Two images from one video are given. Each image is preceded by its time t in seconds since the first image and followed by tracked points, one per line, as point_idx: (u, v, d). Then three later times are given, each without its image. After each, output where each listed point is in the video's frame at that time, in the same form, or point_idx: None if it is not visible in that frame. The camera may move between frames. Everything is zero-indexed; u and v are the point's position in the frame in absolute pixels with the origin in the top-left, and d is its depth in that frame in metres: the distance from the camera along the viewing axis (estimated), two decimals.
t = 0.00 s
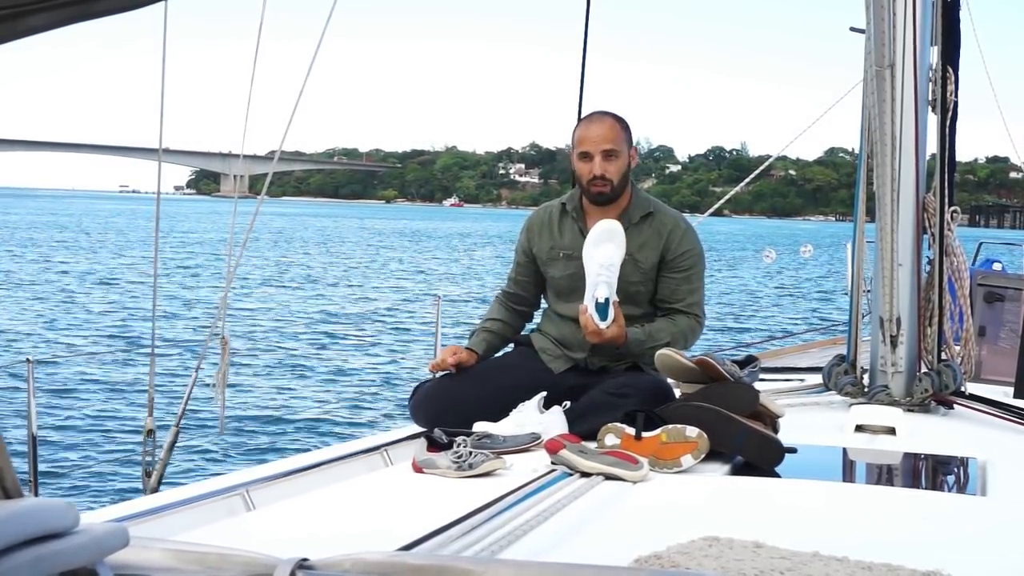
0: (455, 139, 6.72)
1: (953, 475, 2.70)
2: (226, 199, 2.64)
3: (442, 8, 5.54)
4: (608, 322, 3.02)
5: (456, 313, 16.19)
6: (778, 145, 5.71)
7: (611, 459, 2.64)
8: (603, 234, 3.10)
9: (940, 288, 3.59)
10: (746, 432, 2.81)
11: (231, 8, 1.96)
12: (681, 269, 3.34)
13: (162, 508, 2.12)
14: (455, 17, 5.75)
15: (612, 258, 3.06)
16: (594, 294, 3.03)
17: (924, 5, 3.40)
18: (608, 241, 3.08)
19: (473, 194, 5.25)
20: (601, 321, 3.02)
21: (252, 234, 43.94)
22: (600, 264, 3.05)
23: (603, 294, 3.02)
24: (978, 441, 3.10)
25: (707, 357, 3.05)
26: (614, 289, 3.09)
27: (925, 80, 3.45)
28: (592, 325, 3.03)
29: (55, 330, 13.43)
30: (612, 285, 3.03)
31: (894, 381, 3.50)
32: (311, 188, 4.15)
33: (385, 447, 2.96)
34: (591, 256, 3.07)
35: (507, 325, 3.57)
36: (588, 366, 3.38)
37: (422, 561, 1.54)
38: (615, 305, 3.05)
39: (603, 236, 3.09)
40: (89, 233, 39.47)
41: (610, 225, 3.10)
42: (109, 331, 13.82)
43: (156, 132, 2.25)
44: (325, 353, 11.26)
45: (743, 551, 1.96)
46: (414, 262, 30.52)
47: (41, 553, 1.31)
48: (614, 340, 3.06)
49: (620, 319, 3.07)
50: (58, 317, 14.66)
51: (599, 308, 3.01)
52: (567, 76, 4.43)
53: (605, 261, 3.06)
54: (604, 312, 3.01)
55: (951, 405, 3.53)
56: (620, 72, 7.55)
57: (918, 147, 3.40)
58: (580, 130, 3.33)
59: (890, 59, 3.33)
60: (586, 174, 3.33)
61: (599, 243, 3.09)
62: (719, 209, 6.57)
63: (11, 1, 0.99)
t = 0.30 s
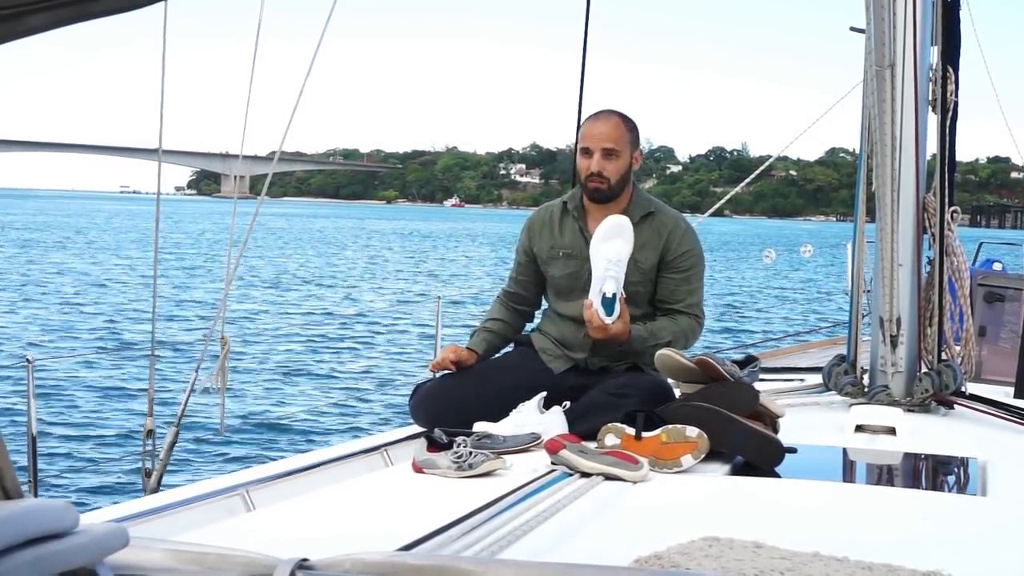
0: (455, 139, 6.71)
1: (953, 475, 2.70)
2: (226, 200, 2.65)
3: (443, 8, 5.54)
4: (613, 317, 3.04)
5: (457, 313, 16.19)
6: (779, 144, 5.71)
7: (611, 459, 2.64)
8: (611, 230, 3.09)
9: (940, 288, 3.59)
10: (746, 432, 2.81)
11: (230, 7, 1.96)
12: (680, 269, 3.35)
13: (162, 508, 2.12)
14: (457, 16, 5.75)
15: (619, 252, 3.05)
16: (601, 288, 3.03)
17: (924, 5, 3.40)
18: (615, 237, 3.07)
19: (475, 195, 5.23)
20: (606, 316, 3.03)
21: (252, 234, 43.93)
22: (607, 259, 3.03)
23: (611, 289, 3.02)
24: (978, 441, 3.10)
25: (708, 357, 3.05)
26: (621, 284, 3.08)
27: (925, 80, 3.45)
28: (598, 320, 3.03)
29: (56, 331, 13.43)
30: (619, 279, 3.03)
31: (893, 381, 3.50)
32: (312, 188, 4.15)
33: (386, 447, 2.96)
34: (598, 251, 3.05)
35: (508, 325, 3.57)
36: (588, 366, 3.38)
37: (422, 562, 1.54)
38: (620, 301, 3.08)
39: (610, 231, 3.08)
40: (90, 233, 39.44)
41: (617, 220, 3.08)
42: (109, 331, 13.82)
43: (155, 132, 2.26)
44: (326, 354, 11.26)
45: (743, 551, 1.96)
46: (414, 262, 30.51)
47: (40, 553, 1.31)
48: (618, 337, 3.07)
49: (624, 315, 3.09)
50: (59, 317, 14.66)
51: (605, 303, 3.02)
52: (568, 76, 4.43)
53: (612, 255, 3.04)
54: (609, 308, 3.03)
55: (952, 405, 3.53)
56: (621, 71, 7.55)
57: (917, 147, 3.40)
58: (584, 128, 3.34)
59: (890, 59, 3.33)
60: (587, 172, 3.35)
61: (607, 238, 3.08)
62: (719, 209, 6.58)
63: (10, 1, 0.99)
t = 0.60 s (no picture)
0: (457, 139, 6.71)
1: (954, 475, 2.70)
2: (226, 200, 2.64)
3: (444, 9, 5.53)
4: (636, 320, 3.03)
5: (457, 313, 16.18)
6: (779, 144, 5.70)
7: (611, 459, 2.64)
8: (637, 230, 3.07)
9: (940, 287, 3.59)
10: (746, 432, 2.80)
11: (232, 7, 1.96)
12: (682, 270, 3.35)
13: (162, 509, 2.12)
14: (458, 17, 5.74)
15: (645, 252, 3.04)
16: (626, 288, 3.00)
17: (924, 5, 3.40)
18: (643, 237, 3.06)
19: (475, 194, 5.22)
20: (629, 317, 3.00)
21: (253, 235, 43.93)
22: (633, 259, 3.01)
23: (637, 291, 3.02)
24: (978, 442, 3.10)
25: (708, 357, 3.05)
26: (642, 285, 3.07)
27: (924, 80, 3.45)
28: (620, 320, 3.00)
29: (56, 331, 13.43)
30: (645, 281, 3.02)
31: (893, 381, 3.50)
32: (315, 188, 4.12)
33: (385, 447, 2.96)
34: (620, 250, 3.02)
35: (506, 324, 3.56)
36: (588, 366, 3.38)
37: (421, 562, 1.54)
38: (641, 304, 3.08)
39: (637, 230, 3.07)
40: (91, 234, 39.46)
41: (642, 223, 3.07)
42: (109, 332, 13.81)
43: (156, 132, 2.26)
44: (326, 354, 11.26)
45: (743, 551, 1.96)
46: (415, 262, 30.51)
47: (39, 554, 1.31)
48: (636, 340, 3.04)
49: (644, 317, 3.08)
50: (59, 318, 14.66)
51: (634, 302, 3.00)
52: (568, 75, 4.42)
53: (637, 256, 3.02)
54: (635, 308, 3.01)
55: (952, 405, 3.53)
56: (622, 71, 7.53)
57: (917, 146, 3.39)
58: (595, 128, 3.33)
59: (890, 58, 3.32)
60: (596, 172, 3.34)
61: (633, 237, 3.06)
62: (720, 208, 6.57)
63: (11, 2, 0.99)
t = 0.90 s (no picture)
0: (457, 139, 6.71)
1: (954, 475, 2.70)
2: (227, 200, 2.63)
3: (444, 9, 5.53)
4: (642, 331, 3.05)
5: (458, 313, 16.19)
6: (781, 144, 5.70)
7: (611, 458, 2.64)
8: (646, 245, 3.07)
9: (940, 287, 3.60)
10: (746, 433, 2.80)
11: (232, 6, 1.96)
12: (688, 276, 3.35)
13: (163, 508, 2.12)
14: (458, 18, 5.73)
15: (657, 266, 3.05)
16: (632, 298, 3.02)
17: (924, 5, 3.40)
18: (651, 252, 3.05)
19: (476, 195, 5.22)
20: (635, 327, 3.04)
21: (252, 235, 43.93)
22: (641, 271, 3.02)
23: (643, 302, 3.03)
24: (977, 441, 3.10)
25: (708, 357, 3.05)
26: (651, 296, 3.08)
27: (924, 80, 3.45)
28: (626, 330, 3.04)
29: (56, 331, 13.43)
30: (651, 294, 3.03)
31: (893, 381, 3.50)
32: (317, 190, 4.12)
33: (385, 447, 2.96)
34: (631, 262, 3.03)
35: (506, 322, 3.57)
36: (588, 367, 3.38)
37: (422, 562, 1.54)
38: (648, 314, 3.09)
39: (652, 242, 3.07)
40: (91, 234, 39.45)
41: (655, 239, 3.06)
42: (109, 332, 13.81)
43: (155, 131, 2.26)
44: (326, 354, 11.25)
45: (742, 551, 1.96)
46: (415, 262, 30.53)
47: (39, 554, 1.31)
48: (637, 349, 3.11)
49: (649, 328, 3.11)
50: (60, 318, 14.67)
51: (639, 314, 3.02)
52: (569, 75, 4.41)
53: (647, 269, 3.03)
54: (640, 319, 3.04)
55: (951, 405, 3.53)
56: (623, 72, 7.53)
57: (917, 146, 3.39)
58: (607, 129, 3.31)
59: (890, 59, 3.30)
60: (605, 175, 3.32)
61: (643, 252, 3.06)
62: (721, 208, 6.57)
63: None
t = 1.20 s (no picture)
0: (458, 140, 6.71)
1: (954, 476, 2.70)
2: (226, 201, 2.60)
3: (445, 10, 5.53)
4: (637, 332, 3.06)
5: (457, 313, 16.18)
6: (782, 144, 5.70)
7: (611, 459, 2.64)
8: (628, 243, 3.08)
9: (940, 287, 3.60)
10: (745, 433, 2.81)
11: (233, 5, 1.96)
12: (689, 277, 3.35)
13: (162, 508, 2.12)
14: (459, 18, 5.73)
15: (641, 265, 3.05)
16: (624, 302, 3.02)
17: (924, 5, 3.40)
18: (633, 250, 3.07)
19: (477, 196, 5.20)
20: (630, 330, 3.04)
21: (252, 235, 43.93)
22: (628, 273, 3.03)
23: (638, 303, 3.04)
24: (978, 441, 3.10)
25: (708, 357, 3.05)
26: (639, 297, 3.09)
27: (925, 80, 3.46)
28: (622, 334, 3.03)
29: (56, 331, 13.43)
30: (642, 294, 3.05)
31: (893, 381, 3.50)
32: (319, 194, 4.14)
33: (385, 447, 2.96)
34: (615, 264, 3.05)
35: (506, 322, 3.57)
36: (588, 368, 3.37)
37: (422, 562, 1.54)
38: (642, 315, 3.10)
39: (631, 243, 3.08)
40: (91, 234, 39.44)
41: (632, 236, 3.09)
42: (109, 333, 13.81)
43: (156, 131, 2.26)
44: (327, 354, 11.25)
45: (742, 551, 1.97)
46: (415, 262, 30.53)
47: (39, 553, 1.31)
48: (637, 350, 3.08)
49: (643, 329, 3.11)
50: (60, 318, 14.66)
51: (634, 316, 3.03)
52: (569, 75, 4.40)
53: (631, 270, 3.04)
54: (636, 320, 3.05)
55: (951, 405, 3.53)
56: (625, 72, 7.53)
57: (917, 146, 3.40)
58: (604, 135, 3.27)
59: (890, 59, 3.31)
60: (604, 181, 3.30)
61: (624, 251, 3.07)
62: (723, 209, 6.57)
63: (11, 1, 0.99)
